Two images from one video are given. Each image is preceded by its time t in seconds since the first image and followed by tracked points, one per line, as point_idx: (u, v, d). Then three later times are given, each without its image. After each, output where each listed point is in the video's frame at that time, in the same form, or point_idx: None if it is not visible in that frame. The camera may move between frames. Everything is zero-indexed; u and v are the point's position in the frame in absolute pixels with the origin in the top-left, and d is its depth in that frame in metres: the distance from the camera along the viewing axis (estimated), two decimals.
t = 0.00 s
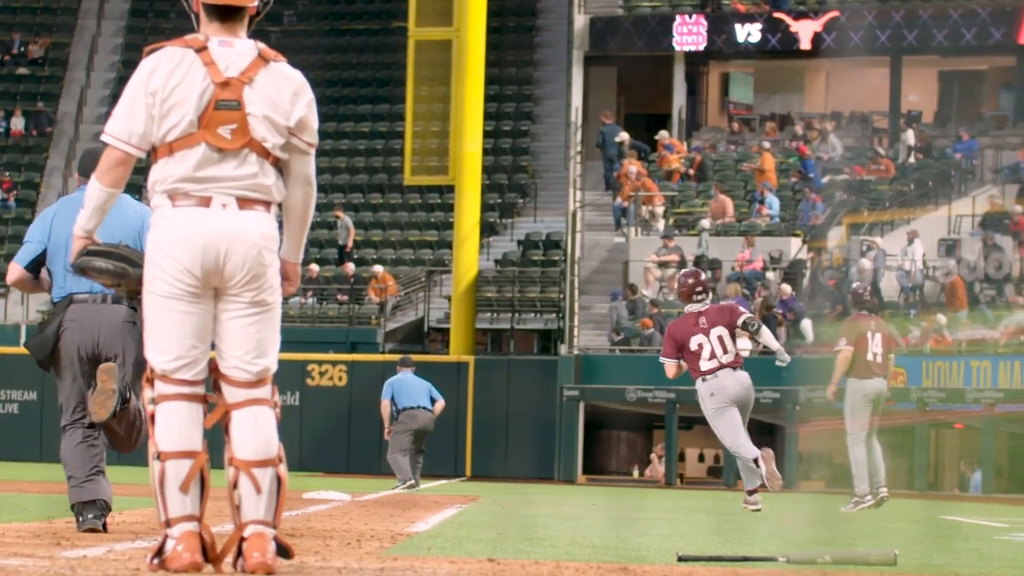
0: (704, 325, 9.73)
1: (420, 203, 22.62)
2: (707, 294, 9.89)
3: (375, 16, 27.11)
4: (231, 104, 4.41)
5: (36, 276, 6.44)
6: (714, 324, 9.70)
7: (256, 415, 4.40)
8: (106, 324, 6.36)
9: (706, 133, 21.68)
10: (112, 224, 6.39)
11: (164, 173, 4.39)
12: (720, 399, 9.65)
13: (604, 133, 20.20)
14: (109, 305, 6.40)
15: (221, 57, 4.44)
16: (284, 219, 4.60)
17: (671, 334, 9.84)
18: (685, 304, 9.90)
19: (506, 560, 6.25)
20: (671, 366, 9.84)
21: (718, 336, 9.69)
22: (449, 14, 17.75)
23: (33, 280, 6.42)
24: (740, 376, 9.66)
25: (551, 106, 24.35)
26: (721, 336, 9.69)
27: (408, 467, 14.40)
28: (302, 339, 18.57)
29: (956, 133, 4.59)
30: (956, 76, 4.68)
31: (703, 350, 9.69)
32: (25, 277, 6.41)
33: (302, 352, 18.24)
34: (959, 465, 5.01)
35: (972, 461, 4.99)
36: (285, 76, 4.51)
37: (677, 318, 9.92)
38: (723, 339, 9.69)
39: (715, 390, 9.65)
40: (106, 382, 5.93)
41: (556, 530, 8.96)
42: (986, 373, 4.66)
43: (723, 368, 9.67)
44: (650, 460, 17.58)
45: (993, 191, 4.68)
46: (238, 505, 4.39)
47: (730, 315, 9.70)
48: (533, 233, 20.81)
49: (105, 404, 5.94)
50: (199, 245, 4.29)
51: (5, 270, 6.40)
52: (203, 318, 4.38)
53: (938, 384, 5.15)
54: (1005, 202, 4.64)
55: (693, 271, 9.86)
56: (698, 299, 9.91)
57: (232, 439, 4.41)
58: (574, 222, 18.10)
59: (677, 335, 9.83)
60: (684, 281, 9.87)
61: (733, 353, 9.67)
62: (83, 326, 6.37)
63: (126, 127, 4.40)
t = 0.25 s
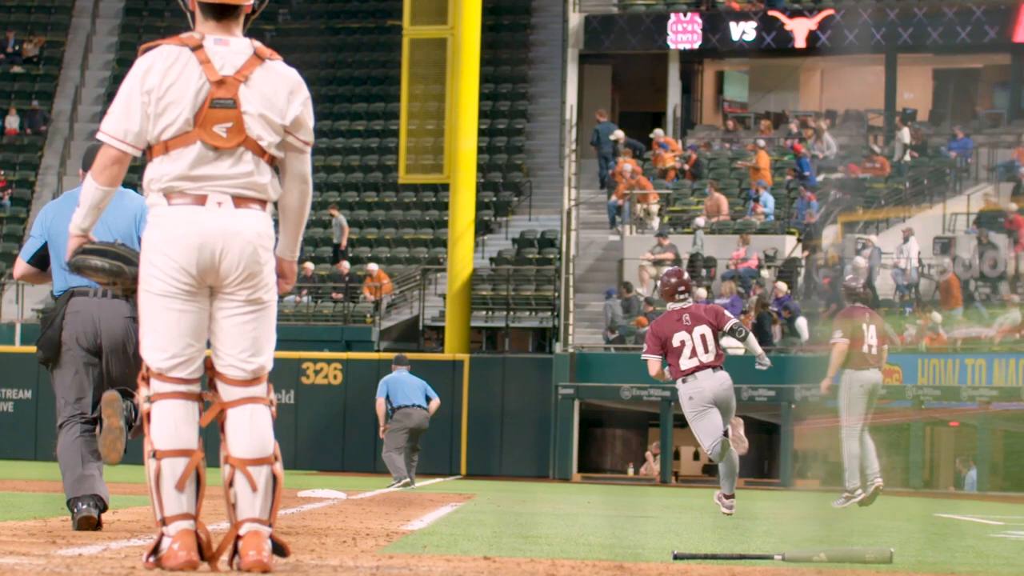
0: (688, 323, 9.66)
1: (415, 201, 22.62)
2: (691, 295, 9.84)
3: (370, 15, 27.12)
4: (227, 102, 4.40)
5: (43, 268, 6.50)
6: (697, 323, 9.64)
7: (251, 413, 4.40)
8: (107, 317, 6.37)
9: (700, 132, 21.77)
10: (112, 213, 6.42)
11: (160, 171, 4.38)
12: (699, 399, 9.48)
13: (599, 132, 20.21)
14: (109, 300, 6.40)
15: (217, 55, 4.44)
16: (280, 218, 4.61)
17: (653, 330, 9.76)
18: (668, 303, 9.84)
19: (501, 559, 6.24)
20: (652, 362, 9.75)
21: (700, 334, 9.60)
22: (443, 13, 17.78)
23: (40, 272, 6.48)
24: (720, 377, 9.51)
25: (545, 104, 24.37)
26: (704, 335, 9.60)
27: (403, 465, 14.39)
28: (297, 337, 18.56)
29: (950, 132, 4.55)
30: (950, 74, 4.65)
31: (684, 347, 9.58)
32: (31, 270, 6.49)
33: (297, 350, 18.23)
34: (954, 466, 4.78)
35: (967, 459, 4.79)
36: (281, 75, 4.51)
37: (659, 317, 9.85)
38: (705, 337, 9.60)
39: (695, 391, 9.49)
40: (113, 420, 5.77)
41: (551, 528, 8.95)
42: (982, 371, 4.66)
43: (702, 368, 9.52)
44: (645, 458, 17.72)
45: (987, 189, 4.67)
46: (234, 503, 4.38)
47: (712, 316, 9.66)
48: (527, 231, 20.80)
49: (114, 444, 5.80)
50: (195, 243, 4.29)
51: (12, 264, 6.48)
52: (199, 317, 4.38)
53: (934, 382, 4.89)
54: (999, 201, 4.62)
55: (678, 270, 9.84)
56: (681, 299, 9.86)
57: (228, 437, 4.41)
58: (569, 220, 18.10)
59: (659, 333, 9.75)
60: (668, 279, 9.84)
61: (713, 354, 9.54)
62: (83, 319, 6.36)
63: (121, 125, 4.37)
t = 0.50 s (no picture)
0: (675, 326, 9.57)
1: (414, 199, 22.63)
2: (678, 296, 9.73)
3: (368, 13, 27.13)
4: (226, 101, 4.40)
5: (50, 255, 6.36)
6: (685, 326, 9.56)
7: (251, 412, 4.40)
8: (115, 306, 6.32)
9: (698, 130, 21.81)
10: (117, 205, 6.44)
11: (159, 170, 4.38)
12: (682, 403, 9.40)
13: (598, 130, 20.22)
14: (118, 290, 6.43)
15: (216, 54, 4.44)
16: (280, 216, 4.61)
17: (640, 332, 9.67)
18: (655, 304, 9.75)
19: (500, 557, 6.23)
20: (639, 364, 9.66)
21: (687, 337, 9.50)
22: (440, 11, 17.77)
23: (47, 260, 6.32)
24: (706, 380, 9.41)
25: (543, 102, 24.37)
26: (691, 339, 9.50)
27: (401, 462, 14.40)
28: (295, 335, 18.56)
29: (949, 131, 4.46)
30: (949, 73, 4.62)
31: (670, 349, 9.49)
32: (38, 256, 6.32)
33: (295, 349, 18.24)
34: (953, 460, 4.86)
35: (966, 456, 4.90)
36: (280, 73, 4.51)
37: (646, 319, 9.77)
38: (691, 341, 9.49)
39: (678, 395, 9.41)
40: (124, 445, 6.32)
41: (550, 526, 8.95)
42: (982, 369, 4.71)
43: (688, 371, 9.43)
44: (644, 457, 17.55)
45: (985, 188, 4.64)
46: (234, 502, 4.38)
47: (698, 320, 9.62)
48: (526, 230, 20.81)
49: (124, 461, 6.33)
50: (194, 242, 4.29)
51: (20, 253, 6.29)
52: (199, 315, 4.38)
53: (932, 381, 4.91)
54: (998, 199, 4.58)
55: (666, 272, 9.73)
56: (668, 301, 9.76)
57: (228, 435, 4.41)
58: (567, 218, 18.11)
59: (645, 335, 9.66)
60: (655, 281, 9.74)
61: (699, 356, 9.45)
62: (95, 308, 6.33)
63: (121, 123, 4.37)
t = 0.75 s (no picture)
0: (663, 327, 9.64)
1: (414, 197, 22.63)
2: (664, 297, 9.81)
3: (369, 10, 27.12)
4: (228, 98, 4.40)
5: (57, 246, 6.42)
6: (673, 327, 9.63)
7: (252, 409, 4.40)
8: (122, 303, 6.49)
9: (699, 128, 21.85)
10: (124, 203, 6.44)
11: (161, 167, 4.37)
12: (670, 405, 9.52)
13: (598, 128, 20.21)
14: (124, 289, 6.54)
15: (218, 51, 4.44)
16: (281, 214, 4.61)
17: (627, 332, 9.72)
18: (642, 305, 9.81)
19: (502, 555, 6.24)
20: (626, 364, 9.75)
21: (676, 339, 9.59)
22: (441, 9, 17.75)
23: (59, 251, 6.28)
24: (694, 382, 9.53)
25: (543, 100, 24.35)
26: (679, 339, 9.60)
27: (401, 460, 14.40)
28: (296, 333, 18.56)
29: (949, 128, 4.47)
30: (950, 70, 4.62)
31: (658, 350, 9.58)
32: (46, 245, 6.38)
33: (296, 346, 18.23)
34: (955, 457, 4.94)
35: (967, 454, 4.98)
36: (282, 71, 4.51)
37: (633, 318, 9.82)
38: (679, 342, 9.59)
39: (666, 397, 9.52)
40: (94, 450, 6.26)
41: (551, 524, 8.95)
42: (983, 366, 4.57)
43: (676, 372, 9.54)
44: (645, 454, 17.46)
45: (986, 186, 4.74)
46: (236, 499, 4.39)
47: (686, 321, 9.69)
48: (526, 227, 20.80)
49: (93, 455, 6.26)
50: (196, 239, 4.30)
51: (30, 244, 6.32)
52: (201, 312, 4.38)
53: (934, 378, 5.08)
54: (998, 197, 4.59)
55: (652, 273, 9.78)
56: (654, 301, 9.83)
57: (230, 433, 4.42)
58: (568, 215, 18.11)
59: (633, 335, 9.71)
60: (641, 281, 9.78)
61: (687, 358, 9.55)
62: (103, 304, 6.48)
63: (122, 120, 4.36)
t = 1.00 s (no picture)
0: (652, 322, 10.15)
1: (418, 194, 22.64)
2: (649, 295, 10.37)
3: (372, 8, 27.13)
4: (232, 96, 4.41)
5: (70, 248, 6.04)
6: (661, 322, 10.16)
7: (257, 407, 4.41)
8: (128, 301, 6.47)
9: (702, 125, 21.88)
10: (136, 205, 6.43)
11: (165, 165, 4.38)
12: (661, 396, 10.00)
13: (602, 125, 20.21)
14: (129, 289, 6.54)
15: (222, 49, 4.44)
16: (286, 212, 4.62)
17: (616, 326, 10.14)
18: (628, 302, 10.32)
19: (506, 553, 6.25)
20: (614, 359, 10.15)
21: (664, 333, 10.13)
22: (445, 7, 17.74)
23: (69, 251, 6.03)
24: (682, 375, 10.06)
25: (547, 98, 24.36)
26: (666, 334, 10.13)
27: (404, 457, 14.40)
28: (300, 331, 18.57)
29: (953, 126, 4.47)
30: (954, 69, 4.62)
31: (648, 344, 10.05)
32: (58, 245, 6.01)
33: (300, 344, 18.24)
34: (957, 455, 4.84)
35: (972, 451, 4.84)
36: (287, 68, 4.52)
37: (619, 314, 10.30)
38: (667, 336, 10.13)
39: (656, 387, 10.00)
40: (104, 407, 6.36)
41: (555, 521, 8.96)
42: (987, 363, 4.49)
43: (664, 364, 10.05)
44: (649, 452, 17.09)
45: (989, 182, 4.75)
46: (241, 497, 4.40)
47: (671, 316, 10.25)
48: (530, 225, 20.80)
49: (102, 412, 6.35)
50: (200, 237, 4.30)
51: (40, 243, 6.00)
52: (205, 310, 4.39)
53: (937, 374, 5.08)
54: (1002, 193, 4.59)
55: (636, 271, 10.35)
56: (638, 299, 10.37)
57: (235, 431, 4.42)
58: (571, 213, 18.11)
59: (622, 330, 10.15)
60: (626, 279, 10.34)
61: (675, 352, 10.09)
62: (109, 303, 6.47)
63: (127, 118, 4.37)
